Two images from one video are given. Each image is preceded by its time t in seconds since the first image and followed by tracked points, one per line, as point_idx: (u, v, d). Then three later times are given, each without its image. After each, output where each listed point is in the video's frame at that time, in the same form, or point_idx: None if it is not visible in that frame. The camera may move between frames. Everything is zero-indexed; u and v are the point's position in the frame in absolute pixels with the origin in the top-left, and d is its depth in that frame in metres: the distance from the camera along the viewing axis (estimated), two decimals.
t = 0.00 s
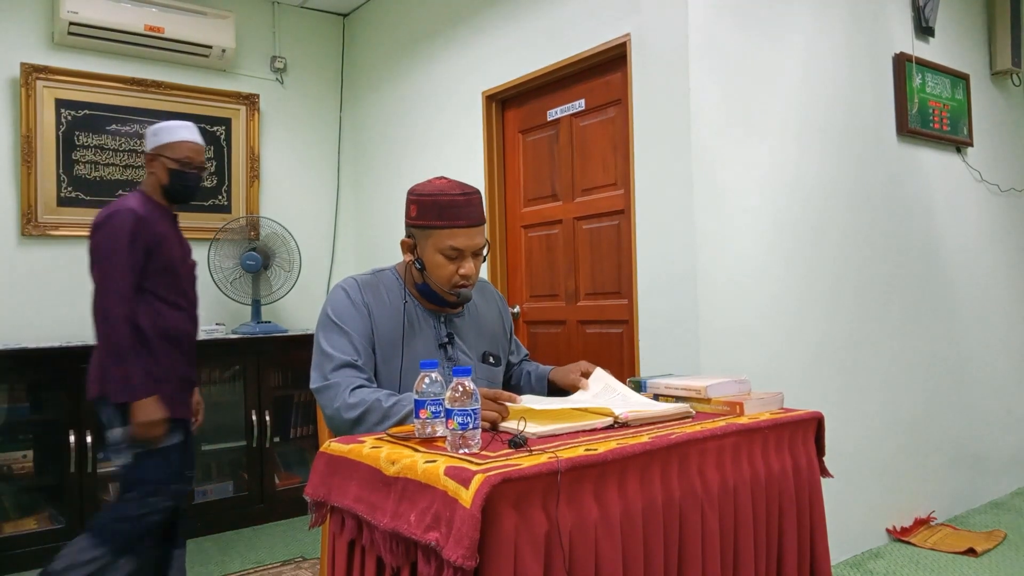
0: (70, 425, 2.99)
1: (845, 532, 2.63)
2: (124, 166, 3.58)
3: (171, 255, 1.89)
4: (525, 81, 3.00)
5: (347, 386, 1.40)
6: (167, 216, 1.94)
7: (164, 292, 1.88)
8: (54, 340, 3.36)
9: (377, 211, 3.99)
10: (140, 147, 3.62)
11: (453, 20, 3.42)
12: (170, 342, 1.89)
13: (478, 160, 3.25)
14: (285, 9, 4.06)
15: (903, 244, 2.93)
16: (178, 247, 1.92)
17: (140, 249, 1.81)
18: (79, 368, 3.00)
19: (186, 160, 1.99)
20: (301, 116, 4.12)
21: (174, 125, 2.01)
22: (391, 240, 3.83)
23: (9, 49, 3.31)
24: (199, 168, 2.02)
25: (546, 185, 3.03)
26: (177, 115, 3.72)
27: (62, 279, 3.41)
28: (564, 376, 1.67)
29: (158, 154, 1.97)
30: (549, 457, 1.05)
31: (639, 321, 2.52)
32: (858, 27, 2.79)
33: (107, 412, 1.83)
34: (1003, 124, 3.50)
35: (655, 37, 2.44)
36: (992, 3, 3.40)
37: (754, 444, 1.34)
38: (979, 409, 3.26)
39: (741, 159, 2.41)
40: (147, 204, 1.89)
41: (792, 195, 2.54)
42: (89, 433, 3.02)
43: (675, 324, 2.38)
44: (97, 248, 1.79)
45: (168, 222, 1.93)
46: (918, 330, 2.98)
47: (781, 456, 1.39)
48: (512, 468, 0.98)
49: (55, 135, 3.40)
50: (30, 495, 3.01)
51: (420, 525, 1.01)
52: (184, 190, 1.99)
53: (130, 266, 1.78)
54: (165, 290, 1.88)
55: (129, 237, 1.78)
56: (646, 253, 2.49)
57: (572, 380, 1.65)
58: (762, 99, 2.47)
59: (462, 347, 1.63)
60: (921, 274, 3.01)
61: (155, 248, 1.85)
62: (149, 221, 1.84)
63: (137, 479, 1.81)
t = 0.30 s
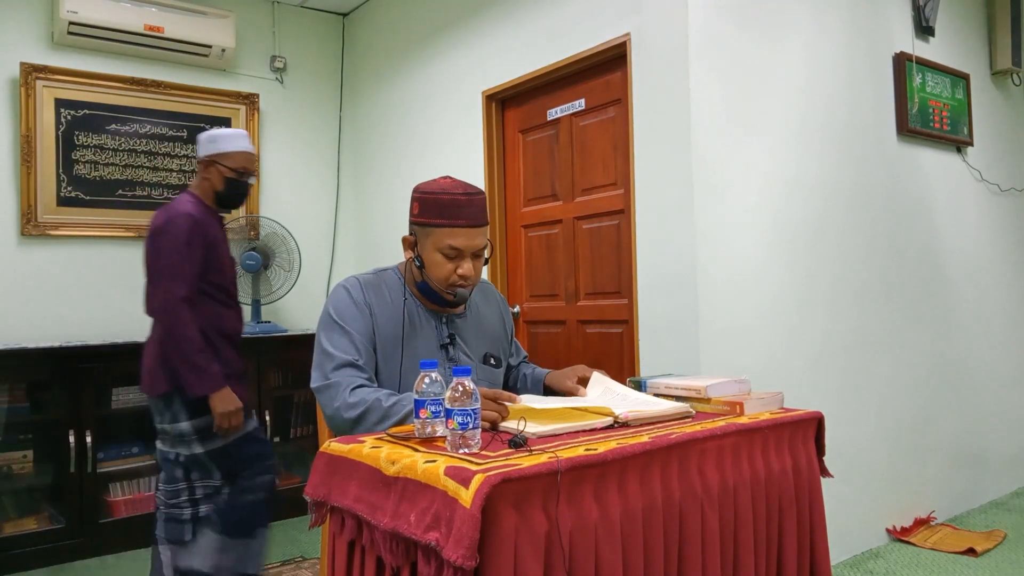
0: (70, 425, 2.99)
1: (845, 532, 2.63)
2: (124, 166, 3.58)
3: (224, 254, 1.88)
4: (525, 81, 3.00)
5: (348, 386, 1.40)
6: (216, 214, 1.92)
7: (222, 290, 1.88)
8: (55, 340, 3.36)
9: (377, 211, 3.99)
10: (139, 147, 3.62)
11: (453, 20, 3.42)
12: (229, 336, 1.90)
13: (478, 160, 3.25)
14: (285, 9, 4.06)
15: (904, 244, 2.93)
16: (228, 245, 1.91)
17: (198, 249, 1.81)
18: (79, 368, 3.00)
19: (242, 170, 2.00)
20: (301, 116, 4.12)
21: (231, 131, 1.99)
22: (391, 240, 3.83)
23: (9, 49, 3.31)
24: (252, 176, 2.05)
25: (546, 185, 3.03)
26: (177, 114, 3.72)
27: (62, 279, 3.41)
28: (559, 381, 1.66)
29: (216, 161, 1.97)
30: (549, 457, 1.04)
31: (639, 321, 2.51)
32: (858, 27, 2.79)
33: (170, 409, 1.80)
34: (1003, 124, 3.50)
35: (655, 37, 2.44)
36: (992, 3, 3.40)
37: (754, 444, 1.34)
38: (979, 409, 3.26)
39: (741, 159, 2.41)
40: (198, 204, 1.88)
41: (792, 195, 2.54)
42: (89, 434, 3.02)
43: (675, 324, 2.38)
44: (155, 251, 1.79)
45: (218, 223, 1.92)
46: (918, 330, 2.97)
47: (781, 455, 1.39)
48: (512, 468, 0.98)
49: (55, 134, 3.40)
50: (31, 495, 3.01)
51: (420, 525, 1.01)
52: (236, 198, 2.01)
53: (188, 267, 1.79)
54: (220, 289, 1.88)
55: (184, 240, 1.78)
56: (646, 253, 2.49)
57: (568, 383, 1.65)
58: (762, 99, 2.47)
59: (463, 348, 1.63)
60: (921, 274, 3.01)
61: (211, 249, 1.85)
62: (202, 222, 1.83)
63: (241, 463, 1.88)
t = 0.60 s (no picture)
0: (70, 425, 2.99)
1: (844, 532, 2.63)
2: (124, 166, 3.59)
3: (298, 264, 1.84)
4: (525, 82, 3.00)
5: (348, 385, 1.40)
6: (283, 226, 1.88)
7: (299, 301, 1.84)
8: (55, 339, 3.36)
9: (377, 211, 3.99)
10: (139, 147, 3.62)
11: (453, 20, 3.42)
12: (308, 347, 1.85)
13: (479, 160, 3.25)
14: (285, 9, 4.06)
15: (904, 244, 2.93)
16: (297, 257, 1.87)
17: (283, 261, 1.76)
18: (79, 368, 3.01)
19: (314, 185, 1.99)
20: (301, 116, 4.11)
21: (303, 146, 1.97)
22: (391, 240, 3.83)
23: (9, 50, 3.31)
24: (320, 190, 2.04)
25: (546, 185, 3.03)
26: (177, 114, 3.72)
27: (62, 278, 3.41)
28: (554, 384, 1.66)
29: (290, 176, 1.95)
30: (549, 457, 1.05)
31: (638, 321, 2.52)
32: (858, 27, 2.79)
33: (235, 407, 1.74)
34: (1003, 124, 3.50)
35: (655, 38, 2.45)
36: (992, 3, 3.40)
37: (754, 444, 1.34)
38: (979, 409, 3.26)
39: (741, 160, 2.41)
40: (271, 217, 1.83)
41: (792, 196, 2.54)
42: (89, 434, 3.02)
43: (675, 325, 2.38)
44: (242, 268, 1.73)
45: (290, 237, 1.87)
46: (918, 330, 2.98)
47: (781, 455, 1.40)
48: (511, 468, 0.98)
49: (55, 134, 3.40)
50: (31, 495, 3.00)
51: (421, 525, 1.01)
52: (306, 212, 2.00)
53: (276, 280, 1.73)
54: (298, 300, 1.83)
55: (270, 253, 1.73)
56: (646, 253, 2.49)
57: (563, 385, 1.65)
58: (763, 99, 2.47)
59: (463, 348, 1.63)
60: (922, 274, 3.01)
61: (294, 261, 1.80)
62: (284, 234, 1.79)
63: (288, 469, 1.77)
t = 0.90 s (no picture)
0: (71, 425, 2.99)
1: (844, 532, 2.63)
2: (124, 166, 3.59)
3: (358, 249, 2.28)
4: (525, 82, 3.00)
5: (349, 384, 1.40)
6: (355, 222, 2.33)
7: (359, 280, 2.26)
8: (55, 339, 3.36)
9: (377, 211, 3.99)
10: (139, 147, 3.62)
11: (453, 20, 3.42)
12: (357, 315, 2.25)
13: (478, 160, 3.25)
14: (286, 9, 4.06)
15: (904, 244, 2.93)
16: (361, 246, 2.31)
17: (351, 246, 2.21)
18: (79, 368, 3.01)
19: (378, 177, 2.34)
20: (301, 116, 4.12)
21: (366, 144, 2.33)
22: (392, 240, 3.83)
23: (9, 49, 3.31)
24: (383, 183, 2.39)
25: (546, 185, 3.03)
26: (177, 114, 3.72)
27: (62, 278, 3.41)
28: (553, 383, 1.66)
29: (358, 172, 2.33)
30: (549, 457, 1.05)
31: (638, 321, 2.52)
32: (858, 27, 2.78)
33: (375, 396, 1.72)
34: (1003, 124, 3.49)
35: (655, 38, 2.45)
36: (992, 3, 3.40)
37: (754, 444, 1.34)
38: (980, 409, 3.26)
39: (742, 161, 2.41)
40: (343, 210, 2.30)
41: (792, 196, 2.54)
42: (89, 433, 3.02)
43: (675, 325, 2.38)
44: (315, 249, 2.19)
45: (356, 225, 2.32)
46: (918, 330, 2.98)
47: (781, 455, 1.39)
48: (511, 468, 0.98)
49: (55, 134, 3.40)
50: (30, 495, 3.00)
51: (421, 525, 1.01)
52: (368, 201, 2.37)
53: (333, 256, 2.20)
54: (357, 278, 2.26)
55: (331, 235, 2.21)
56: (646, 253, 2.49)
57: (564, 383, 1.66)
58: (763, 99, 2.47)
59: (463, 348, 1.63)
60: (921, 274, 3.01)
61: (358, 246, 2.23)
62: (351, 224, 2.24)
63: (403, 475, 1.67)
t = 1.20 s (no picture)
0: (71, 425, 2.99)
1: (844, 532, 2.63)
2: (124, 166, 3.59)
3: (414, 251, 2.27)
4: (525, 82, 3.00)
5: (349, 384, 1.40)
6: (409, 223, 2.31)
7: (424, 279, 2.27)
8: (54, 339, 3.36)
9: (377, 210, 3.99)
10: (139, 147, 3.62)
11: (453, 20, 3.42)
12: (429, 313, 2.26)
13: (478, 160, 3.25)
14: (285, 9, 4.06)
15: (904, 244, 2.93)
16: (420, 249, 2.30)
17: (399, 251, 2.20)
18: (79, 368, 3.01)
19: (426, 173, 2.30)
20: (301, 116, 4.12)
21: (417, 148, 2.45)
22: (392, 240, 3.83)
23: (9, 49, 3.31)
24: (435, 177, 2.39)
25: (546, 185, 3.02)
26: (178, 114, 3.72)
27: (62, 278, 3.41)
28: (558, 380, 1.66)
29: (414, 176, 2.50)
30: (549, 457, 1.05)
31: (638, 321, 2.51)
32: (858, 27, 2.78)
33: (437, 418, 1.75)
34: (1002, 124, 3.49)
35: (655, 38, 2.44)
36: (991, 3, 3.40)
37: (754, 444, 1.34)
38: (980, 409, 3.26)
39: (742, 161, 2.41)
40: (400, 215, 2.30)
41: (792, 196, 2.54)
42: (89, 433, 3.02)
43: (674, 325, 2.38)
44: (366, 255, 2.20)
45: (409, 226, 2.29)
46: (918, 330, 2.98)
47: (781, 455, 1.39)
48: (512, 468, 0.98)
49: (55, 134, 3.40)
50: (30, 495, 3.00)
51: (420, 525, 1.01)
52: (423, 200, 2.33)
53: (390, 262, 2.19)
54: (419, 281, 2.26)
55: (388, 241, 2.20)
56: (645, 253, 2.49)
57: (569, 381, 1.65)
58: (763, 99, 2.47)
59: (463, 349, 1.63)
60: (921, 274, 3.01)
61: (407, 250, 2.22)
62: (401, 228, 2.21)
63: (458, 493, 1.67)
